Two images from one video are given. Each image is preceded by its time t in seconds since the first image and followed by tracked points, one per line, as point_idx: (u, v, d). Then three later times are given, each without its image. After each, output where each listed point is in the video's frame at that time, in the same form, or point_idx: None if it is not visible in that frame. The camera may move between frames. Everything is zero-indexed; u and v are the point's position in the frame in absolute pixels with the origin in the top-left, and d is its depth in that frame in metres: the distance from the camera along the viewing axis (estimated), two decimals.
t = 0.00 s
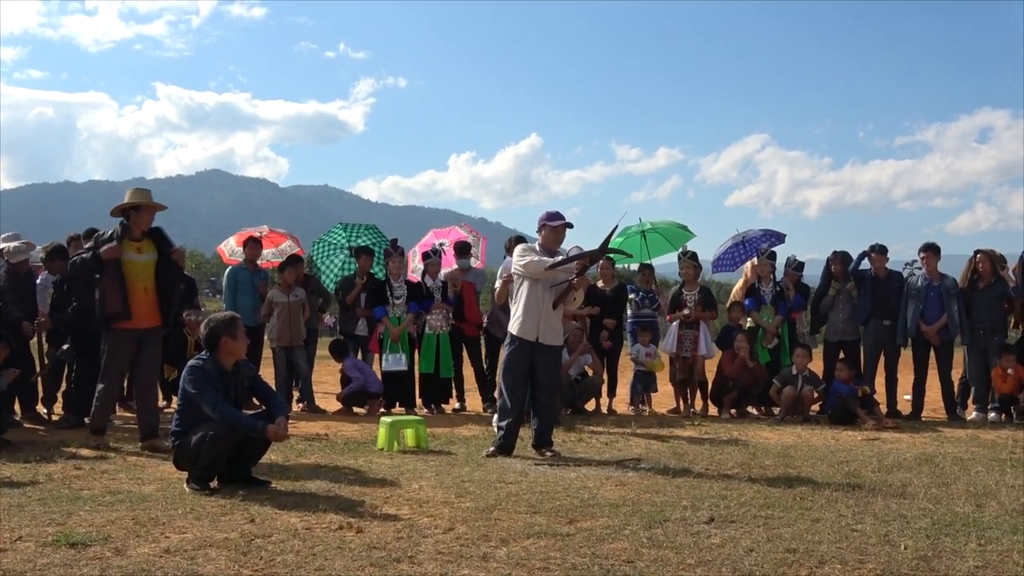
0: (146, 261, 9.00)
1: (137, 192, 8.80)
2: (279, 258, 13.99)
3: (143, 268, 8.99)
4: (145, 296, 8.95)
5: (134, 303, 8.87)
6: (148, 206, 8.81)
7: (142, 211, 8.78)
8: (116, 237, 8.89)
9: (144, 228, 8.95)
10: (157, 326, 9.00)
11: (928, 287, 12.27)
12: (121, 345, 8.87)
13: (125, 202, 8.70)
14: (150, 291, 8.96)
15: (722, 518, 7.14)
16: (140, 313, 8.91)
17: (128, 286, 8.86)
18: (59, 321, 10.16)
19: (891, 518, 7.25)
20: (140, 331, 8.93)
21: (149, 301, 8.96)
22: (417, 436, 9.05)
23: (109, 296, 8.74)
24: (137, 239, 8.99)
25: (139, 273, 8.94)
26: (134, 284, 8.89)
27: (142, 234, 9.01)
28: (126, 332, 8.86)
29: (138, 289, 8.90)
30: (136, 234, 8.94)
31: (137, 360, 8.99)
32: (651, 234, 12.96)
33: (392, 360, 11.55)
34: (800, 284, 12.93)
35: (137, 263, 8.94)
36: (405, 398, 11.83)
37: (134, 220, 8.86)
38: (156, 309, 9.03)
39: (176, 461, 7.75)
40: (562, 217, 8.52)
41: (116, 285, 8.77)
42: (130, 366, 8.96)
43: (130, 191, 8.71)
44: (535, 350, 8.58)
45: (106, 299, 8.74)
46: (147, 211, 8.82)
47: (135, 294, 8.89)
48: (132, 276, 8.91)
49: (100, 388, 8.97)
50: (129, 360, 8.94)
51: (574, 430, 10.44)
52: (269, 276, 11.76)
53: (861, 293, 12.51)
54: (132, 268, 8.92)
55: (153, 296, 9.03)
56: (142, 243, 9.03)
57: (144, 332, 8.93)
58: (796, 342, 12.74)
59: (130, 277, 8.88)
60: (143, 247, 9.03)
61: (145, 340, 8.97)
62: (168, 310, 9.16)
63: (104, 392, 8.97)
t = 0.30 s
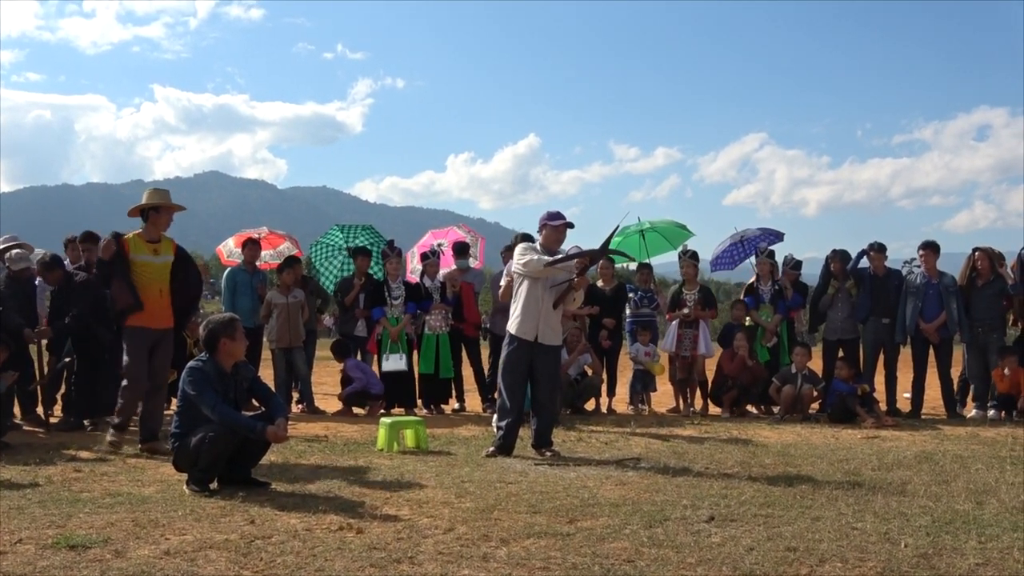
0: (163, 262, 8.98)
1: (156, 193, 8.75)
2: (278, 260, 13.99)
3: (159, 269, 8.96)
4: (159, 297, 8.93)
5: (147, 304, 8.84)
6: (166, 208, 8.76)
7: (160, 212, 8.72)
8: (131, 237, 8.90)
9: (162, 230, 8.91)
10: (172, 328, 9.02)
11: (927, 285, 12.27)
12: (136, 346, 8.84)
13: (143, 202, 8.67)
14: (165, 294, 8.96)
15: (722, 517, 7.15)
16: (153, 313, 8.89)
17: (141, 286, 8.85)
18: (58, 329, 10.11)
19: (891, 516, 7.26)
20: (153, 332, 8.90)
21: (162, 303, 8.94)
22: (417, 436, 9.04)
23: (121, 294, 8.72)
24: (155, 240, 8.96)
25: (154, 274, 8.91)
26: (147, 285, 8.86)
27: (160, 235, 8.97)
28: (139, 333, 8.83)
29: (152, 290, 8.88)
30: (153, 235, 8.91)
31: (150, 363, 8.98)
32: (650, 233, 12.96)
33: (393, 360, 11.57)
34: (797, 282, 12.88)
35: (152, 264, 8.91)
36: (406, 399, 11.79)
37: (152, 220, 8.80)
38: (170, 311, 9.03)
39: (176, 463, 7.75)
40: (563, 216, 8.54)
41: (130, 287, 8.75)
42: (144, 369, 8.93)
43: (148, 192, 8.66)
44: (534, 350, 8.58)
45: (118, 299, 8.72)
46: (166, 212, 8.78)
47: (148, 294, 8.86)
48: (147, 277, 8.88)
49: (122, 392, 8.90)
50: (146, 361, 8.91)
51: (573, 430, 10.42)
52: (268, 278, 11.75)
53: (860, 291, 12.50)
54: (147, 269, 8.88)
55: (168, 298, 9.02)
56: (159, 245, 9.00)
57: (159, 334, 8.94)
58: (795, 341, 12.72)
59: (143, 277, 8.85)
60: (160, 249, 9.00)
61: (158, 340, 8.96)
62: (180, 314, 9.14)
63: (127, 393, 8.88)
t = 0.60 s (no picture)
0: (171, 263, 8.97)
1: (164, 193, 8.72)
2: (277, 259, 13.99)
3: (166, 270, 8.95)
4: (166, 297, 8.93)
5: (155, 305, 8.82)
6: (173, 209, 8.74)
7: (167, 212, 8.71)
8: (138, 238, 8.85)
9: (169, 230, 8.90)
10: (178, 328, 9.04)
11: (927, 285, 12.26)
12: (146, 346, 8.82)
13: (150, 202, 8.61)
14: (172, 294, 8.97)
15: (721, 517, 7.15)
16: (161, 314, 8.89)
17: (148, 287, 8.81)
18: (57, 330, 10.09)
19: (891, 515, 7.26)
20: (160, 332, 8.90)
21: (170, 303, 8.94)
22: (416, 436, 9.03)
23: (128, 295, 8.69)
24: (162, 240, 8.93)
25: (161, 275, 8.89)
26: (154, 285, 8.83)
27: (167, 235, 8.96)
28: (146, 333, 8.82)
29: (160, 290, 8.87)
30: (161, 235, 8.90)
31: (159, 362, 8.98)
32: (650, 233, 12.96)
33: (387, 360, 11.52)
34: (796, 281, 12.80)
35: (160, 265, 8.89)
36: (405, 399, 11.81)
37: (159, 220, 8.80)
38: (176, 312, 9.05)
39: (175, 463, 7.75)
40: (565, 215, 8.55)
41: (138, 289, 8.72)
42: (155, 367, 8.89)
43: (155, 193, 8.62)
44: (533, 349, 8.58)
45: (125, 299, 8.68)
46: (173, 213, 8.76)
47: (156, 294, 8.85)
48: (156, 277, 8.87)
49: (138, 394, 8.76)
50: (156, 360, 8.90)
51: (572, 430, 10.40)
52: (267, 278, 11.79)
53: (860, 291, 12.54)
54: (156, 270, 8.86)
55: (175, 298, 9.02)
56: (167, 245, 8.98)
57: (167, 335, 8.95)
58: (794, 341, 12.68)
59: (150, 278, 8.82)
60: (168, 249, 8.99)
61: (164, 340, 8.97)
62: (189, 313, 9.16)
63: (141, 395, 8.76)
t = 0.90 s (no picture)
0: (174, 262, 8.96)
1: (163, 192, 8.75)
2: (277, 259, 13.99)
3: (170, 269, 8.93)
4: (170, 296, 8.90)
5: (160, 304, 8.78)
6: (173, 207, 8.75)
7: (168, 211, 8.73)
8: (140, 239, 8.84)
9: (169, 229, 8.92)
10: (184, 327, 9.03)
11: (927, 283, 12.27)
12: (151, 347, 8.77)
13: (150, 202, 8.61)
14: (177, 293, 8.96)
15: (722, 515, 7.15)
16: (166, 313, 8.85)
17: (153, 286, 8.77)
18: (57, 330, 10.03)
19: (892, 513, 7.27)
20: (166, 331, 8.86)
21: (174, 302, 8.91)
22: (417, 435, 9.02)
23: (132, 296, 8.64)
24: (163, 239, 8.93)
25: (164, 274, 8.86)
26: (158, 285, 8.80)
27: (169, 234, 8.97)
28: (152, 333, 8.77)
29: (166, 290, 8.85)
30: (163, 235, 8.90)
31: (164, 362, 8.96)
32: (650, 232, 12.95)
33: (386, 360, 11.50)
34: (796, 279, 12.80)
35: (163, 264, 8.87)
36: (405, 397, 11.82)
37: (159, 219, 8.81)
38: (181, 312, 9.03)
39: (175, 463, 7.75)
40: (565, 213, 8.56)
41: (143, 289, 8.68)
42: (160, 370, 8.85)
43: (155, 192, 8.64)
44: (534, 348, 8.58)
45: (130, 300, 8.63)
46: (173, 211, 8.78)
47: (161, 294, 8.81)
48: (161, 277, 8.84)
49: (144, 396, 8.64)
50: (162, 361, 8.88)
51: (573, 429, 10.39)
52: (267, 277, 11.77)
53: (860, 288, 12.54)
54: (160, 269, 8.83)
55: (179, 297, 9.00)
56: (169, 244, 8.99)
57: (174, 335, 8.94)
58: (794, 339, 12.65)
59: (154, 277, 8.78)
60: (170, 249, 8.98)
61: (168, 339, 8.94)
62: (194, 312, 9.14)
63: (148, 399, 8.65)
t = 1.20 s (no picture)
0: (175, 258, 8.89)
1: (165, 187, 8.68)
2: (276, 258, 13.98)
3: (171, 265, 8.87)
4: (171, 292, 8.87)
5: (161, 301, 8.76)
6: (175, 203, 8.69)
7: (170, 207, 8.68)
8: (140, 234, 8.78)
9: (170, 225, 8.85)
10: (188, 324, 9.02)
11: (928, 282, 12.26)
12: (154, 344, 8.77)
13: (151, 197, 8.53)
14: (179, 289, 8.93)
15: (722, 515, 7.15)
16: (167, 310, 8.84)
17: (154, 282, 8.75)
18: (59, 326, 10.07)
19: (892, 513, 7.27)
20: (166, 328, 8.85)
21: (175, 299, 8.88)
22: (417, 434, 9.00)
23: (132, 293, 8.61)
24: (165, 235, 8.86)
25: (165, 270, 8.81)
26: (159, 281, 8.76)
27: (171, 229, 8.90)
28: (153, 330, 8.77)
29: (166, 286, 8.82)
30: (164, 230, 8.83)
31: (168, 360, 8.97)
32: (650, 230, 12.94)
33: (387, 357, 11.54)
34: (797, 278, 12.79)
35: (164, 260, 8.82)
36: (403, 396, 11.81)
37: (161, 215, 8.76)
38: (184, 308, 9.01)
39: (176, 461, 7.75)
40: (565, 212, 8.55)
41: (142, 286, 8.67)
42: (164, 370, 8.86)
43: (156, 188, 8.58)
44: (535, 347, 8.58)
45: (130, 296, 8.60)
46: (175, 207, 8.72)
47: (161, 290, 8.79)
48: (162, 273, 8.79)
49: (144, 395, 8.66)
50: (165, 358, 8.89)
51: (573, 428, 10.39)
52: (268, 275, 11.75)
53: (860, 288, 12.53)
54: (162, 265, 8.78)
55: (180, 294, 8.97)
56: (171, 239, 8.90)
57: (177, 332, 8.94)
58: (795, 338, 12.65)
59: (154, 273, 8.74)
60: (171, 244, 8.91)
61: (175, 337, 8.94)
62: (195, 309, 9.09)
63: (148, 398, 8.66)
